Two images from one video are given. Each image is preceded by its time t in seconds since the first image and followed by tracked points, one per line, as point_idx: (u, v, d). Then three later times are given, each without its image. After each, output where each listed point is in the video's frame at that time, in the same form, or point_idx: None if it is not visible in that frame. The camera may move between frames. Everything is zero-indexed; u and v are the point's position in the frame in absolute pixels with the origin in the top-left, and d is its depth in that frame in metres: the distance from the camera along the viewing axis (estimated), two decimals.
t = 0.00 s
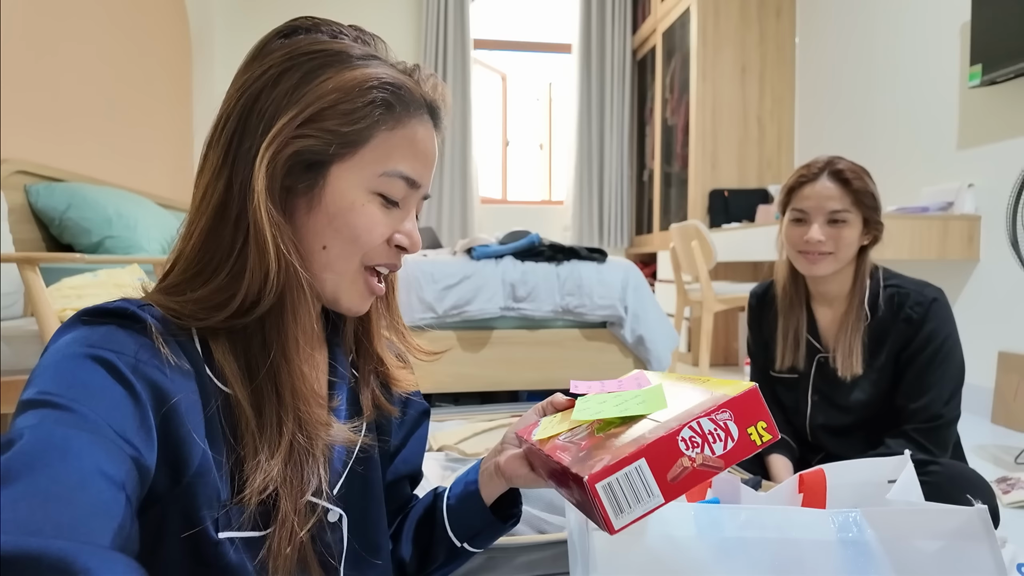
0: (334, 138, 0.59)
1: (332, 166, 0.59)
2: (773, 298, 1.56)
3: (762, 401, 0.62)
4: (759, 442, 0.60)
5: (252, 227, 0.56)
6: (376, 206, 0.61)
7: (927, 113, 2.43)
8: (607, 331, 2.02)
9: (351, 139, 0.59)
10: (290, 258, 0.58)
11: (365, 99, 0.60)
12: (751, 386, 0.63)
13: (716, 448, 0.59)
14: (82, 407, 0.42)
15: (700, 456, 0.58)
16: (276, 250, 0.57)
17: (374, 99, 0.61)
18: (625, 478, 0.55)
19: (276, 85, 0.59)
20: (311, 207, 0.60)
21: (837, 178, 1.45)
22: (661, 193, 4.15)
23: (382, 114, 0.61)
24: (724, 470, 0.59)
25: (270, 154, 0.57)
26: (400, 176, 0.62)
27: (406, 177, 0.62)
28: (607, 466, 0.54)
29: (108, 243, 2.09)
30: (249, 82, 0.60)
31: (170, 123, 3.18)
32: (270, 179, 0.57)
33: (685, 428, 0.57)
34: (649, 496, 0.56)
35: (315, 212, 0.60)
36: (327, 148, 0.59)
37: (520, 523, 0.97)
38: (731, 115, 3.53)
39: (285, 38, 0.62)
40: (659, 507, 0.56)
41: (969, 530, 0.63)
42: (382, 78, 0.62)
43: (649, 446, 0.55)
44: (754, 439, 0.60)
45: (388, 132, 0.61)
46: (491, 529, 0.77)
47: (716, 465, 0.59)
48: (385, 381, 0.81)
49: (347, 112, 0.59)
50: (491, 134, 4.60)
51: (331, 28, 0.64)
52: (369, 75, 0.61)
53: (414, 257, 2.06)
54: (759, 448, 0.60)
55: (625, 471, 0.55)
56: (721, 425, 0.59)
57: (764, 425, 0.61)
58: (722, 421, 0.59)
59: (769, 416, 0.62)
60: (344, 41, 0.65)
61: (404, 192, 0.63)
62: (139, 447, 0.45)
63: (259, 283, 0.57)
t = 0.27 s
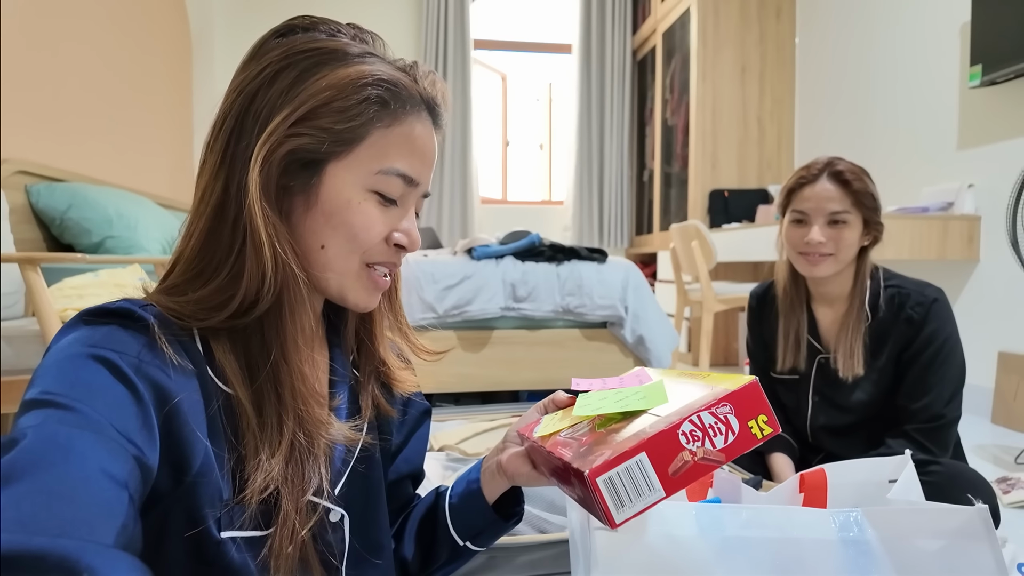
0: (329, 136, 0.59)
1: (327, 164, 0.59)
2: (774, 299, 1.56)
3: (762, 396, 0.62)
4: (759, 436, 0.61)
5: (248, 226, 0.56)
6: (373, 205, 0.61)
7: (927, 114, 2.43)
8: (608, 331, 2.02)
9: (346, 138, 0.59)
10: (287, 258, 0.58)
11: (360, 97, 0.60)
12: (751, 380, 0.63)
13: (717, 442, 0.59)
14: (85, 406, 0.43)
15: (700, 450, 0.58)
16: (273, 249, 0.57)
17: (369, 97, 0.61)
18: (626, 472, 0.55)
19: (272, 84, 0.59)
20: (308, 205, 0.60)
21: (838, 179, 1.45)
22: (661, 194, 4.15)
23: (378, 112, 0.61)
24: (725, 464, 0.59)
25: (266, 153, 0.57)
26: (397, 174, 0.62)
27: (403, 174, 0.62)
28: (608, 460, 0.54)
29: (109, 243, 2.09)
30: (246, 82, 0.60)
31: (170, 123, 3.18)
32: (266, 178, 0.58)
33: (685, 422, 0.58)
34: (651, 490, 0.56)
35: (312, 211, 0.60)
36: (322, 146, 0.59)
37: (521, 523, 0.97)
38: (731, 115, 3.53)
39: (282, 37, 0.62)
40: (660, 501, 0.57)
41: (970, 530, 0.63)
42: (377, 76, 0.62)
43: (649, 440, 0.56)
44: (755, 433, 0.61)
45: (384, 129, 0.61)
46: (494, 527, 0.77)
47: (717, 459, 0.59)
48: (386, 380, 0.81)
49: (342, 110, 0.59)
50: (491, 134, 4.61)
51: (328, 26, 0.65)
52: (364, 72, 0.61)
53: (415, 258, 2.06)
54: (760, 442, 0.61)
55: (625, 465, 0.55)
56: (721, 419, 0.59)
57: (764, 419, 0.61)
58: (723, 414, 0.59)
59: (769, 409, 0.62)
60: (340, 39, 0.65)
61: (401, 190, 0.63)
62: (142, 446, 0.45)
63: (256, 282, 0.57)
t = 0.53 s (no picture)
0: (324, 135, 0.59)
1: (324, 163, 0.59)
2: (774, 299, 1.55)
3: (761, 394, 0.62)
4: (759, 434, 0.61)
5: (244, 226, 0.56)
6: (369, 204, 0.61)
7: (927, 114, 2.43)
8: (607, 331, 2.02)
9: (341, 136, 0.59)
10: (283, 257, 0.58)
11: (354, 95, 0.60)
12: (750, 378, 0.63)
13: (716, 440, 0.59)
14: (80, 407, 0.42)
15: (700, 449, 0.58)
16: (268, 249, 0.56)
17: (364, 95, 0.60)
18: (626, 472, 0.55)
19: (267, 84, 0.59)
20: (304, 205, 0.60)
21: (838, 179, 1.45)
22: (660, 194, 4.15)
23: (373, 110, 0.61)
24: (724, 462, 0.59)
25: (261, 152, 0.57)
26: (393, 173, 0.61)
27: (399, 173, 0.62)
28: (608, 460, 0.54)
29: (108, 243, 2.09)
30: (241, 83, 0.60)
31: (170, 123, 3.18)
32: (261, 178, 0.57)
33: (685, 421, 0.58)
34: (651, 490, 0.56)
35: (308, 211, 0.60)
36: (317, 145, 0.59)
37: (520, 524, 0.97)
38: (731, 115, 3.52)
39: (276, 36, 0.62)
40: (660, 501, 0.56)
41: (970, 530, 0.63)
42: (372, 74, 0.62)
43: (648, 440, 0.55)
44: (754, 431, 0.60)
45: (380, 127, 0.61)
46: (492, 527, 0.77)
47: (717, 457, 0.59)
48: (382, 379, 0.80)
49: (336, 109, 0.59)
50: (491, 135, 4.61)
51: (323, 25, 0.64)
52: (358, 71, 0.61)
53: (414, 258, 2.06)
54: (759, 440, 0.60)
55: (626, 465, 0.54)
56: (721, 417, 0.59)
57: (763, 417, 0.61)
58: (722, 413, 0.59)
59: (768, 407, 0.62)
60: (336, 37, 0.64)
61: (397, 189, 0.62)
62: (137, 447, 0.45)
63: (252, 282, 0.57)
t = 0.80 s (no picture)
0: (301, 127, 0.59)
1: (302, 155, 0.59)
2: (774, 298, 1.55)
3: (760, 392, 0.62)
4: (758, 431, 0.60)
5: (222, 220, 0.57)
6: (350, 194, 0.60)
7: (928, 114, 2.42)
8: (608, 331, 2.02)
9: (319, 127, 0.59)
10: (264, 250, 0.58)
11: (332, 86, 0.60)
12: (749, 376, 0.63)
13: (716, 438, 0.59)
14: (80, 406, 0.42)
15: (700, 447, 0.58)
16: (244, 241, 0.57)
17: (342, 85, 0.60)
18: (627, 471, 0.54)
19: (249, 81, 0.60)
20: (286, 198, 0.60)
21: (838, 178, 1.45)
22: (661, 194, 4.15)
23: (352, 100, 0.60)
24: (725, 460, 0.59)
25: (240, 146, 0.58)
26: (376, 162, 0.60)
27: (381, 163, 0.60)
28: (609, 458, 0.54)
29: (108, 244, 2.09)
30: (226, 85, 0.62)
31: (170, 124, 3.18)
32: (240, 172, 0.58)
33: (685, 419, 0.57)
34: (652, 488, 0.55)
35: (291, 204, 0.60)
36: (295, 137, 0.59)
37: (520, 524, 0.97)
38: (731, 116, 3.52)
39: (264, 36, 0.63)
40: (661, 499, 0.56)
41: (970, 530, 0.63)
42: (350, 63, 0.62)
43: (650, 438, 0.55)
44: (754, 429, 0.60)
45: (359, 116, 0.60)
46: (491, 527, 0.77)
47: (717, 456, 0.59)
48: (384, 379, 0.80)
49: (314, 100, 0.59)
50: (491, 135, 4.61)
51: (312, 23, 0.65)
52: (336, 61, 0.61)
53: (415, 258, 2.07)
54: (759, 437, 0.60)
55: (627, 464, 0.54)
56: (720, 415, 0.59)
57: (762, 414, 0.61)
58: (721, 411, 0.59)
59: (767, 405, 0.62)
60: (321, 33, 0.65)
61: (381, 179, 0.61)
62: (136, 446, 0.45)
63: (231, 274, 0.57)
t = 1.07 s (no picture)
0: (263, 118, 0.61)
1: (270, 147, 0.62)
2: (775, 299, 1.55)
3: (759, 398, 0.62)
4: (758, 438, 0.60)
5: (197, 216, 0.60)
6: (316, 176, 0.61)
7: (928, 114, 2.42)
8: (608, 332, 2.02)
9: (279, 113, 0.61)
10: (237, 240, 0.60)
11: (288, 70, 0.61)
12: (749, 382, 0.62)
13: (716, 445, 0.58)
14: (79, 408, 0.42)
15: (700, 454, 0.57)
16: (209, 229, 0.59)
17: (299, 68, 0.62)
18: (627, 479, 0.54)
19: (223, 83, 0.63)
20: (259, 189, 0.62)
21: (839, 178, 1.45)
22: (661, 194, 4.15)
23: (308, 82, 0.62)
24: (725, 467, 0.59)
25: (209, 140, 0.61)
26: (338, 142, 0.61)
27: (343, 143, 0.61)
28: (609, 467, 0.54)
29: (108, 244, 2.09)
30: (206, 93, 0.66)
31: (170, 124, 3.18)
32: (213, 167, 0.61)
33: (684, 426, 0.57)
34: (652, 496, 0.55)
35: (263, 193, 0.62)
36: (260, 129, 0.61)
37: (520, 525, 0.97)
38: (732, 116, 3.52)
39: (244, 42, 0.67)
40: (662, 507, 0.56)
41: (971, 531, 0.62)
42: (308, 47, 0.63)
43: (650, 446, 0.55)
44: (754, 435, 0.60)
45: (319, 100, 0.62)
46: (491, 529, 0.77)
47: (717, 462, 0.58)
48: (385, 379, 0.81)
49: (269, 86, 0.61)
50: (491, 135, 4.61)
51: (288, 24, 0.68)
52: (292, 47, 0.62)
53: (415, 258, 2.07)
54: (758, 444, 0.60)
55: (627, 472, 0.54)
56: (720, 422, 0.59)
57: (762, 421, 0.61)
58: (721, 418, 0.59)
59: (767, 411, 0.61)
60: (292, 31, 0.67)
61: (348, 159, 0.62)
62: (135, 447, 0.45)
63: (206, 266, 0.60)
